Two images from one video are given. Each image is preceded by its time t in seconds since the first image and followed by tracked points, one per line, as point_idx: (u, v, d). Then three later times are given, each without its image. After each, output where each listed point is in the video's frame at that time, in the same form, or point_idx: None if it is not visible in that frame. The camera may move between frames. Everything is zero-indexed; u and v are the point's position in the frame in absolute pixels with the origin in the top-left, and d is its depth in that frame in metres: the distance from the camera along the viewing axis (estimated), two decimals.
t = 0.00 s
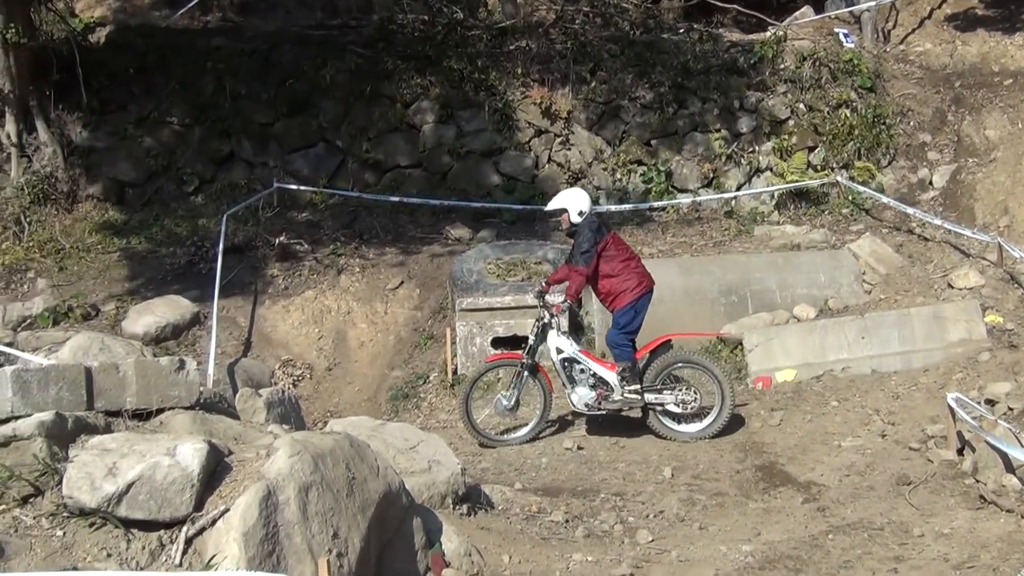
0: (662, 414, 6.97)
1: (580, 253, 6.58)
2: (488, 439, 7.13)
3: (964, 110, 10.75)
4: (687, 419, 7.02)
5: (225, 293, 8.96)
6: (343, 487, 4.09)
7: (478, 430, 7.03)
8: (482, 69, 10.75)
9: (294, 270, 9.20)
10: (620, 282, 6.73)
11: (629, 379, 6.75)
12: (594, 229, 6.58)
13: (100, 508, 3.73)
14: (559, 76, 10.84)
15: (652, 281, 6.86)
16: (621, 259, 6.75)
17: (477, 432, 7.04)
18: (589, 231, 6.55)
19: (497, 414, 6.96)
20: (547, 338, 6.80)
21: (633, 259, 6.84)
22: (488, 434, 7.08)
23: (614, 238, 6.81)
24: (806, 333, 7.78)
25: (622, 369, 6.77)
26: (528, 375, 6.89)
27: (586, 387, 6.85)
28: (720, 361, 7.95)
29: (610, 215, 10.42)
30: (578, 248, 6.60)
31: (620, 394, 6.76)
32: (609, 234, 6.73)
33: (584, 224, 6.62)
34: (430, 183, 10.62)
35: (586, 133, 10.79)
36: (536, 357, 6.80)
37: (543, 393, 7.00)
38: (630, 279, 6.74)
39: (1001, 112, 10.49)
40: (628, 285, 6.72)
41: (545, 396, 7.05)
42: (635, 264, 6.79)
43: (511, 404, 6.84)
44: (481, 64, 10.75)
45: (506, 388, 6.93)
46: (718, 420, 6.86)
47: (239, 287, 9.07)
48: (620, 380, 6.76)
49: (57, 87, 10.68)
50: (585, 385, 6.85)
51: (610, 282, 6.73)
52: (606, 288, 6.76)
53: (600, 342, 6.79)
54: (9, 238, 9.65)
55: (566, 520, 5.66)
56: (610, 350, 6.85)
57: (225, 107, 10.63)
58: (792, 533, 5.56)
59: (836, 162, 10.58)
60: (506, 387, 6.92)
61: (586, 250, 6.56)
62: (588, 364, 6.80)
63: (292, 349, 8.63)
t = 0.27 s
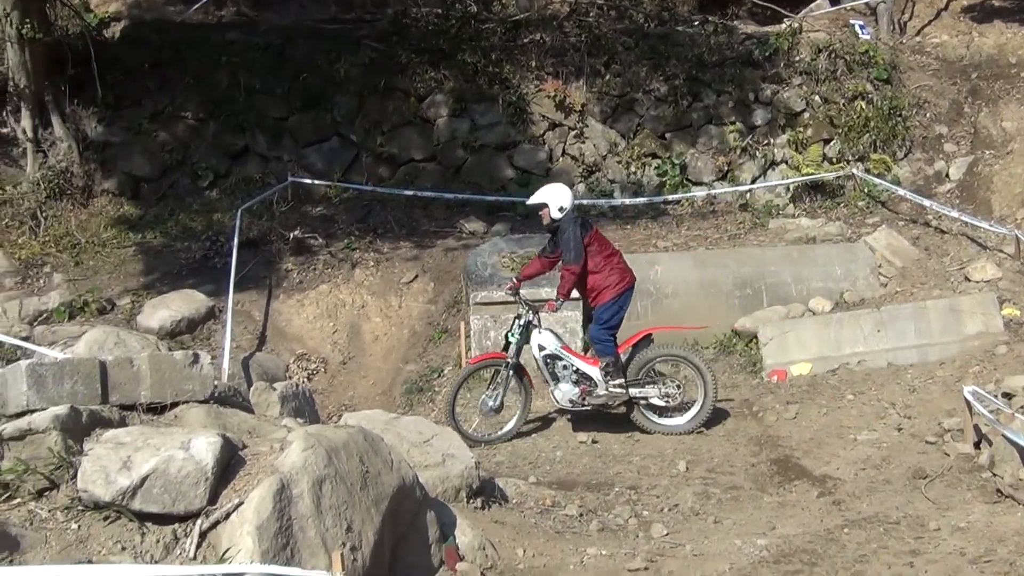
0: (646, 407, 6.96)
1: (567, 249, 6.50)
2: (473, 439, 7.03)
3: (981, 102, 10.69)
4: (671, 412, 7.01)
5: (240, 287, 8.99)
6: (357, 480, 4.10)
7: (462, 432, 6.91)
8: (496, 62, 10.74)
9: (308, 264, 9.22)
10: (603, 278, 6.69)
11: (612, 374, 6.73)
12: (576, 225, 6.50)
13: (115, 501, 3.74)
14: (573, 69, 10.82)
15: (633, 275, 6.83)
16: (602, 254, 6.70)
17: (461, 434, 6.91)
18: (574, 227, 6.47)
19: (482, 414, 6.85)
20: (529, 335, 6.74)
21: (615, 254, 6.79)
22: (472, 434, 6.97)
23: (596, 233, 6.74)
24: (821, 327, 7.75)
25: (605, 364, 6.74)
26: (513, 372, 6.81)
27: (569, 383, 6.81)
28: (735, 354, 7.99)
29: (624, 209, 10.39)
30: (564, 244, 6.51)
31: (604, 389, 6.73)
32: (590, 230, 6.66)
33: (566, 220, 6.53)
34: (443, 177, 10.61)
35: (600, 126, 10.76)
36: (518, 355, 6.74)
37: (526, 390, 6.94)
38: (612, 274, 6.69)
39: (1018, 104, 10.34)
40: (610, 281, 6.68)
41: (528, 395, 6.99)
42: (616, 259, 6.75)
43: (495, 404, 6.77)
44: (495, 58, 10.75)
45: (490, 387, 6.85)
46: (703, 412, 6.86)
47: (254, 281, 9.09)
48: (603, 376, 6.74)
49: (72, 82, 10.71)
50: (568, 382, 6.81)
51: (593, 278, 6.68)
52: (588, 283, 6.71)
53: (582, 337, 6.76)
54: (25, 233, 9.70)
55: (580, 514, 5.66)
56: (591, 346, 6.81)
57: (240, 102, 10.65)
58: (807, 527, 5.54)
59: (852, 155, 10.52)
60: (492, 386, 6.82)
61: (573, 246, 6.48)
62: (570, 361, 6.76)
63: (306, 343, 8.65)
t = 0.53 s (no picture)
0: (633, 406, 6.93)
1: (557, 245, 6.48)
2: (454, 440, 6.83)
3: (1004, 94, 10.70)
4: (657, 411, 7.00)
5: (260, 282, 9.01)
6: (375, 474, 4.11)
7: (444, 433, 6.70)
8: (515, 56, 10.72)
9: (327, 259, 9.24)
10: (591, 274, 6.70)
11: (600, 370, 6.70)
12: (565, 221, 6.49)
13: (134, 496, 3.76)
14: (592, 63, 10.79)
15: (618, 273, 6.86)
16: (589, 252, 6.71)
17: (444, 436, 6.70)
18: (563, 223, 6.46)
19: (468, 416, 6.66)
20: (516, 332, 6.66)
21: (600, 252, 6.82)
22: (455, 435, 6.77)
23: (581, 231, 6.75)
24: (841, 321, 7.71)
25: (593, 361, 6.71)
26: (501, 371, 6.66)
27: (557, 380, 6.73)
28: (755, 349, 8.02)
29: (643, 203, 10.35)
30: (554, 239, 6.49)
31: (593, 384, 6.68)
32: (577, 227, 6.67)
33: (554, 217, 6.51)
34: (462, 172, 10.60)
35: (619, 120, 10.74)
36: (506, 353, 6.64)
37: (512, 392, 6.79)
38: (600, 272, 6.71)
39: None
40: (598, 278, 6.69)
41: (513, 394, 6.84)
42: (603, 257, 6.77)
43: (484, 405, 6.60)
44: (514, 52, 10.73)
45: (477, 388, 6.67)
46: (691, 408, 6.86)
47: (274, 276, 9.11)
48: (592, 371, 6.70)
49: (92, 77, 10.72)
50: (555, 379, 6.74)
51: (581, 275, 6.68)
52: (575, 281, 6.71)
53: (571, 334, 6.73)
54: (47, 228, 9.76)
55: (599, 509, 5.64)
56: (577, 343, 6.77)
57: (260, 97, 10.68)
58: (827, 523, 5.51)
59: (873, 148, 10.43)
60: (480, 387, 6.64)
61: (564, 242, 6.47)
62: (558, 357, 6.70)
63: (326, 338, 8.66)
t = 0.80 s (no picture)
0: (620, 404, 6.94)
1: (547, 242, 6.50)
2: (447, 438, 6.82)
3: None
4: (645, 410, 7.02)
5: (280, 277, 9.04)
6: (395, 470, 4.11)
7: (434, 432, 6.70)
8: (535, 50, 10.69)
9: (347, 254, 9.25)
10: (580, 273, 6.74)
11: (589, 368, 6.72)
12: (554, 219, 6.51)
13: (154, 491, 3.78)
14: (612, 57, 10.75)
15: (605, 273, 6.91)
16: (577, 251, 6.74)
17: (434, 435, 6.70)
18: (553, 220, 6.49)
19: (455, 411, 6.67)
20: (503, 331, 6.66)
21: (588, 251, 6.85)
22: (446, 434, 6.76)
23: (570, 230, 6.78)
24: (863, 316, 7.65)
25: (581, 359, 6.74)
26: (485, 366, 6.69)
27: (545, 379, 6.74)
28: (776, 344, 7.98)
29: (664, 197, 10.30)
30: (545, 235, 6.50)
31: (582, 382, 6.70)
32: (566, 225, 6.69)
33: (543, 215, 6.52)
34: (482, 167, 10.61)
35: (639, 114, 10.70)
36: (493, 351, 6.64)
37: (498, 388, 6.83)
38: (588, 271, 6.75)
39: None
40: (586, 277, 6.73)
41: (499, 393, 6.88)
42: (591, 256, 6.81)
43: (469, 399, 6.59)
44: (534, 47, 10.70)
45: (461, 384, 6.69)
46: (677, 407, 6.85)
47: (294, 271, 9.13)
48: (580, 370, 6.72)
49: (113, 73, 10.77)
50: (543, 378, 6.74)
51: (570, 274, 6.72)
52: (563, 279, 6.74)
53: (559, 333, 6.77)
54: (68, 224, 9.81)
55: (619, 505, 5.62)
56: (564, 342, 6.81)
57: (280, 92, 10.70)
58: (850, 519, 5.47)
59: (895, 142, 10.36)
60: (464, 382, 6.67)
61: (554, 239, 6.49)
62: (545, 356, 6.71)
63: (346, 333, 8.67)
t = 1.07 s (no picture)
0: (609, 398, 6.91)
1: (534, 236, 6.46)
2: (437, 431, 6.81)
3: None
4: (631, 404, 6.98)
5: (299, 270, 9.04)
6: (414, 463, 4.09)
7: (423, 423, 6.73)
8: (554, 43, 10.65)
9: (366, 247, 9.24)
10: (568, 267, 6.68)
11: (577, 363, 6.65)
12: (542, 213, 6.47)
13: (173, 484, 3.78)
14: (632, 49, 10.70)
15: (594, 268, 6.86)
16: (565, 245, 6.70)
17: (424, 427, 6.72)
18: (539, 213, 6.45)
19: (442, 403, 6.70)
20: (490, 325, 6.61)
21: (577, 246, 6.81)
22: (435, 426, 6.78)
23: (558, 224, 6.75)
24: (886, 310, 7.57)
25: (570, 353, 6.67)
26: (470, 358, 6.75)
27: (533, 374, 6.68)
28: (798, 337, 7.92)
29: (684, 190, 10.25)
30: (531, 228, 6.44)
31: (571, 376, 6.64)
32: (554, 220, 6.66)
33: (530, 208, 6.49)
34: (501, 159, 10.57)
35: (660, 107, 10.65)
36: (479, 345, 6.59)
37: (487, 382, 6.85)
38: (576, 266, 6.70)
39: None
40: (574, 272, 6.69)
41: (487, 391, 6.86)
42: (579, 251, 6.76)
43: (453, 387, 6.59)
44: (554, 39, 10.66)
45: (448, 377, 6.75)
46: (665, 401, 6.82)
47: (313, 264, 9.13)
48: (569, 364, 6.66)
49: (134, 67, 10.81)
50: (530, 372, 6.68)
51: (558, 269, 6.67)
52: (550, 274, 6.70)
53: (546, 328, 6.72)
54: (89, 218, 9.89)
55: (640, 499, 5.59)
56: (552, 337, 6.76)
57: (299, 85, 10.70)
58: (873, 514, 5.42)
59: (917, 134, 10.29)
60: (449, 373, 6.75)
61: (540, 231, 6.44)
62: (532, 350, 6.65)
63: (365, 326, 8.67)
